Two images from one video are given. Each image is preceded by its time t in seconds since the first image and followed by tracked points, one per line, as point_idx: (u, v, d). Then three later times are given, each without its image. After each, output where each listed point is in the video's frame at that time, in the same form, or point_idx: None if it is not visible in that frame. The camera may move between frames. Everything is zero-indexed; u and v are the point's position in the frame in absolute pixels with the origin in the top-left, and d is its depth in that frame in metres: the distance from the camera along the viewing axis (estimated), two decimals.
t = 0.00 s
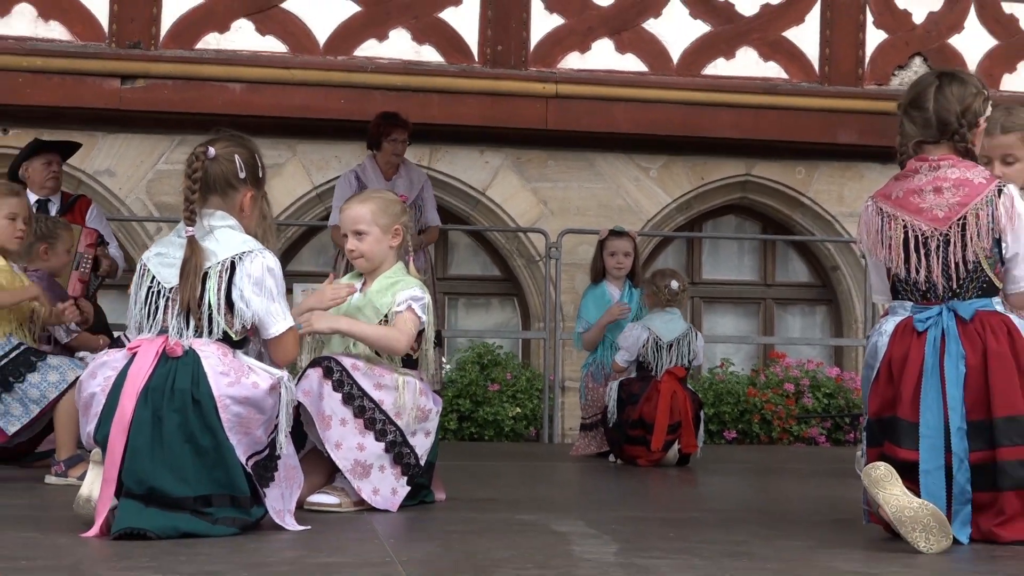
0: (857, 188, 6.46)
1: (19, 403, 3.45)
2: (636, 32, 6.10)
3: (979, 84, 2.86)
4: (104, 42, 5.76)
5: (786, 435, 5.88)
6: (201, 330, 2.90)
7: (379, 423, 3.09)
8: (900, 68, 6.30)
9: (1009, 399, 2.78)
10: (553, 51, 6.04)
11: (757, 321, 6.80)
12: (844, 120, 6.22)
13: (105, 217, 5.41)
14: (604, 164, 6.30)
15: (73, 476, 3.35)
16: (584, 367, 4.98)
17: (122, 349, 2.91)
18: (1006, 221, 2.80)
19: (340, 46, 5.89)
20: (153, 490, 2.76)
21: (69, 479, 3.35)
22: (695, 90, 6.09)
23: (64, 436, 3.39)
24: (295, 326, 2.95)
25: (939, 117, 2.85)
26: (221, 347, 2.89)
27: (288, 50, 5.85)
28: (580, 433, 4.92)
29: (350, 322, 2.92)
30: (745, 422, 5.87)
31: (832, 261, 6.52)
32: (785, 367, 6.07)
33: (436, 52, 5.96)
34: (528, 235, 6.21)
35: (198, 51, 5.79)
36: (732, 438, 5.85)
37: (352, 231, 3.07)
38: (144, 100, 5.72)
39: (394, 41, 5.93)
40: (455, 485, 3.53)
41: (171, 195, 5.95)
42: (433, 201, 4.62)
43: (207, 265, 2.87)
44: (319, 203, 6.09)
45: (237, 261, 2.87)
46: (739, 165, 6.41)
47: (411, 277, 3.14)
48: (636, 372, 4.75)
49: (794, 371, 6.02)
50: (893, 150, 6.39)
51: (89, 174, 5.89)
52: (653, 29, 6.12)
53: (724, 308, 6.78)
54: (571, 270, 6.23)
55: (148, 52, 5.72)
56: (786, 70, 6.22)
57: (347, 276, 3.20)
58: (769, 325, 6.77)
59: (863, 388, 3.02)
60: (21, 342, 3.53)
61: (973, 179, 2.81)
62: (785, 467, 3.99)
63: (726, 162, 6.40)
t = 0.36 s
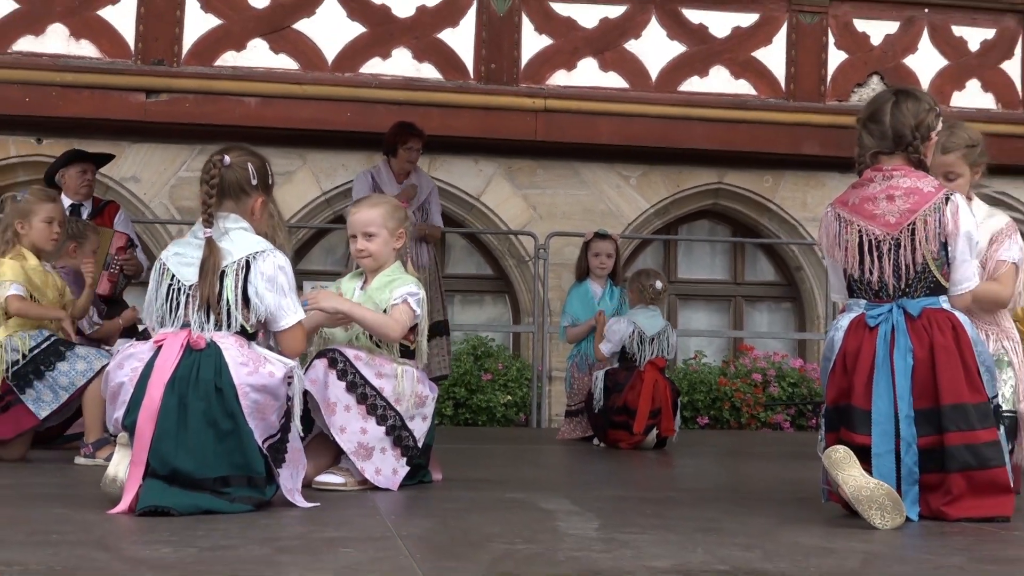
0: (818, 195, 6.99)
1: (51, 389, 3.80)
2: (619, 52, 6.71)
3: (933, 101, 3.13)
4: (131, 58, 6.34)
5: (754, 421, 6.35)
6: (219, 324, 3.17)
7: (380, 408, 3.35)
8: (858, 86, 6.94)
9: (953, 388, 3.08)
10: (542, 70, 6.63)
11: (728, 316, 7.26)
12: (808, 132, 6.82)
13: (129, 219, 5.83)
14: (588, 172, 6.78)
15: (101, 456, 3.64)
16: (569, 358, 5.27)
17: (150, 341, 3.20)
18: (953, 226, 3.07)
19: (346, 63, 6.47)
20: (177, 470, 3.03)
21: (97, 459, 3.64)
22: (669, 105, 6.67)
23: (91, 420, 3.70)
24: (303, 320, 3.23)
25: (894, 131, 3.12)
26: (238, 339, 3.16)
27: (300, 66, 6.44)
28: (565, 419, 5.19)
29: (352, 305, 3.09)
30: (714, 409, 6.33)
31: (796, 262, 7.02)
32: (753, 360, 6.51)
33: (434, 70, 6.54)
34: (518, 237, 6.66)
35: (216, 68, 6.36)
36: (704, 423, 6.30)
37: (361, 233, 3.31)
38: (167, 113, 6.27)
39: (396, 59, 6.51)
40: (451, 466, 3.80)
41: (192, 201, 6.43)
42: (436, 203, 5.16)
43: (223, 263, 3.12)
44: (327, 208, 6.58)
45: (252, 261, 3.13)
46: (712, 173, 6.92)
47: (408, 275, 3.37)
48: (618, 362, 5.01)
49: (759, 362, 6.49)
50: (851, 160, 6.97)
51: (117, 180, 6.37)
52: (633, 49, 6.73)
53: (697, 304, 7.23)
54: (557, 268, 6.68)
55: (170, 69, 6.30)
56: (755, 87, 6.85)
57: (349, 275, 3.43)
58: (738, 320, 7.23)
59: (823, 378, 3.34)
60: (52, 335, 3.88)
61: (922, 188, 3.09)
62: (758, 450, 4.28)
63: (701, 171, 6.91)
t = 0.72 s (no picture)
0: (770, 204, 7.79)
1: (61, 378, 4.03)
2: (587, 71, 7.37)
3: (872, 119, 3.45)
4: (139, 75, 6.92)
5: (710, 410, 6.91)
6: (217, 320, 3.42)
7: (364, 397, 3.61)
8: (806, 104, 7.69)
9: (890, 381, 3.37)
10: (517, 87, 7.28)
11: (687, 314, 8.01)
12: (759, 146, 7.55)
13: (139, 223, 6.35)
14: (559, 180, 7.50)
15: (108, 441, 3.84)
16: (539, 351, 5.56)
17: (153, 337, 3.44)
18: (890, 233, 3.38)
19: (336, 79, 7.08)
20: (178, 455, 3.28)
21: (104, 444, 3.84)
22: (634, 121, 7.37)
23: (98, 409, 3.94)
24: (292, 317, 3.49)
25: (837, 144, 3.43)
26: (235, 334, 3.42)
27: (294, 82, 7.04)
28: (536, 407, 5.52)
29: (340, 302, 3.34)
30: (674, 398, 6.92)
31: (750, 265, 7.81)
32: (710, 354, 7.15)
33: (418, 87, 7.18)
34: (494, 240, 7.26)
35: (218, 83, 6.95)
36: (665, 412, 6.87)
37: (340, 235, 3.53)
38: (170, 124, 6.87)
39: (383, 76, 7.13)
40: (430, 450, 4.08)
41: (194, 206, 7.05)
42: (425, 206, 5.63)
43: (219, 265, 3.37)
44: (318, 212, 7.21)
45: (245, 262, 3.38)
46: (673, 182, 7.66)
47: (389, 274, 3.59)
48: (584, 357, 5.30)
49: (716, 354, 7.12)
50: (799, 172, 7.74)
51: (124, 186, 6.98)
52: (600, 68, 7.40)
53: (658, 302, 7.97)
54: (531, 270, 7.29)
55: (175, 84, 6.88)
56: (713, 104, 7.54)
57: (333, 275, 3.65)
58: (696, 317, 7.98)
59: (774, 372, 3.64)
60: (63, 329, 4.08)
61: (862, 198, 3.40)
62: (715, 436, 4.60)
63: (661, 181, 7.64)
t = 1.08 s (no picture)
0: (724, 211, 8.80)
1: (73, 370, 4.23)
2: (557, 89, 8.35)
3: (817, 134, 3.78)
4: (143, 90, 7.78)
5: (669, 399, 8.07)
6: (213, 317, 3.70)
7: (349, 389, 3.87)
8: (756, 120, 8.71)
9: (833, 373, 3.67)
10: (492, 103, 8.23)
11: (647, 312, 9.12)
12: (715, 159, 8.55)
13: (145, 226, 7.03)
14: (531, 190, 8.44)
15: (113, 430, 4.05)
16: (511, 347, 5.88)
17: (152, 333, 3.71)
18: (834, 237, 3.69)
19: (326, 97, 7.99)
20: (177, 442, 3.54)
21: (109, 432, 4.05)
22: (597, 134, 8.35)
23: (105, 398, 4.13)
24: (282, 314, 3.78)
25: (786, 158, 3.75)
26: (229, 329, 3.69)
27: (288, 98, 7.94)
28: (509, 397, 5.85)
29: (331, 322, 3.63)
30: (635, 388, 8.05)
31: (705, 268, 8.87)
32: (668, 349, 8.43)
33: (402, 103, 8.11)
34: (473, 244, 8.20)
35: (216, 99, 7.83)
36: (627, 400, 7.96)
37: (327, 240, 3.78)
38: (174, 136, 7.75)
39: (369, 93, 8.05)
40: (408, 436, 4.38)
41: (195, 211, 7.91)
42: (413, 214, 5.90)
43: (214, 266, 3.65)
44: (308, 218, 8.10)
45: (239, 263, 3.65)
46: (634, 192, 8.63)
47: (375, 276, 3.86)
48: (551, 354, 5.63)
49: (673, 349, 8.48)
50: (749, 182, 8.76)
51: (129, 193, 7.82)
52: (568, 87, 8.37)
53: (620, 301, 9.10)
54: (506, 271, 8.21)
55: (176, 99, 7.75)
56: (671, 120, 8.53)
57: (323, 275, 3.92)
58: (656, 315, 9.10)
59: (728, 364, 3.94)
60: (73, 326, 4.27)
61: (808, 205, 3.71)
62: (674, 423, 4.96)
63: (624, 190, 8.62)
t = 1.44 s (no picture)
0: (685, 220, 9.73)
1: (85, 363, 4.43)
2: (532, 107, 9.24)
3: (766, 150, 4.15)
4: (152, 105, 8.60)
5: (635, 391, 8.82)
6: (214, 315, 4.01)
7: (341, 380, 4.18)
8: (715, 137, 9.63)
9: (783, 367, 4.01)
10: (473, 119, 9.10)
11: (615, 310, 10.01)
12: (678, 171, 9.48)
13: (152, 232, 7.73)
14: (510, 200, 9.34)
15: (123, 418, 4.35)
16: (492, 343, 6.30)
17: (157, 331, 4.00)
18: (784, 243, 4.06)
19: (322, 112, 8.85)
20: (182, 430, 3.79)
21: (120, 420, 4.35)
22: (569, 148, 9.24)
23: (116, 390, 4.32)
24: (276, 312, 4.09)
25: (738, 173, 4.11)
26: (229, 327, 3.99)
27: (286, 114, 8.78)
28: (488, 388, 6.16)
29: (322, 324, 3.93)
30: (603, 381, 8.83)
31: (667, 271, 9.79)
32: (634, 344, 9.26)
33: (390, 119, 8.97)
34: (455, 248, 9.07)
35: (219, 113, 8.64)
36: (596, 392, 8.77)
37: (318, 245, 4.09)
38: (181, 148, 8.56)
39: (361, 110, 8.91)
40: (394, 425, 4.70)
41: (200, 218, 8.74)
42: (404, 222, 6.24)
43: (216, 268, 3.94)
44: (305, 224, 8.95)
45: (239, 266, 3.96)
46: (603, 201, 9.53)
47: (363, 278, 4.17)
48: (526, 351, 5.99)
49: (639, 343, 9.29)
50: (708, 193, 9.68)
51: (139, 200, 8.63)
52: (544, 105, 9.28)
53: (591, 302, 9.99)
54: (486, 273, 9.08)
55: (183, 114, 8.57)
56: (637, 136, 9.43)
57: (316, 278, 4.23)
58: (623, 313, 9.99)
59: (690, 360, 4.29)
60: (84, 322, 4.47)
61: (760, 215, 4.07)
62: (641, 413, 5.34)
63: (594, 200, 9.52)
